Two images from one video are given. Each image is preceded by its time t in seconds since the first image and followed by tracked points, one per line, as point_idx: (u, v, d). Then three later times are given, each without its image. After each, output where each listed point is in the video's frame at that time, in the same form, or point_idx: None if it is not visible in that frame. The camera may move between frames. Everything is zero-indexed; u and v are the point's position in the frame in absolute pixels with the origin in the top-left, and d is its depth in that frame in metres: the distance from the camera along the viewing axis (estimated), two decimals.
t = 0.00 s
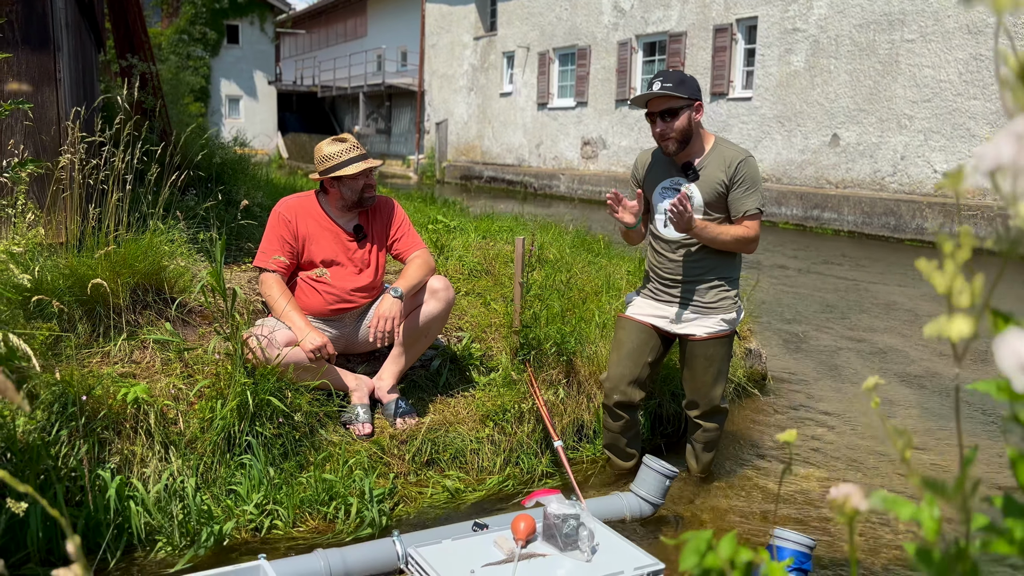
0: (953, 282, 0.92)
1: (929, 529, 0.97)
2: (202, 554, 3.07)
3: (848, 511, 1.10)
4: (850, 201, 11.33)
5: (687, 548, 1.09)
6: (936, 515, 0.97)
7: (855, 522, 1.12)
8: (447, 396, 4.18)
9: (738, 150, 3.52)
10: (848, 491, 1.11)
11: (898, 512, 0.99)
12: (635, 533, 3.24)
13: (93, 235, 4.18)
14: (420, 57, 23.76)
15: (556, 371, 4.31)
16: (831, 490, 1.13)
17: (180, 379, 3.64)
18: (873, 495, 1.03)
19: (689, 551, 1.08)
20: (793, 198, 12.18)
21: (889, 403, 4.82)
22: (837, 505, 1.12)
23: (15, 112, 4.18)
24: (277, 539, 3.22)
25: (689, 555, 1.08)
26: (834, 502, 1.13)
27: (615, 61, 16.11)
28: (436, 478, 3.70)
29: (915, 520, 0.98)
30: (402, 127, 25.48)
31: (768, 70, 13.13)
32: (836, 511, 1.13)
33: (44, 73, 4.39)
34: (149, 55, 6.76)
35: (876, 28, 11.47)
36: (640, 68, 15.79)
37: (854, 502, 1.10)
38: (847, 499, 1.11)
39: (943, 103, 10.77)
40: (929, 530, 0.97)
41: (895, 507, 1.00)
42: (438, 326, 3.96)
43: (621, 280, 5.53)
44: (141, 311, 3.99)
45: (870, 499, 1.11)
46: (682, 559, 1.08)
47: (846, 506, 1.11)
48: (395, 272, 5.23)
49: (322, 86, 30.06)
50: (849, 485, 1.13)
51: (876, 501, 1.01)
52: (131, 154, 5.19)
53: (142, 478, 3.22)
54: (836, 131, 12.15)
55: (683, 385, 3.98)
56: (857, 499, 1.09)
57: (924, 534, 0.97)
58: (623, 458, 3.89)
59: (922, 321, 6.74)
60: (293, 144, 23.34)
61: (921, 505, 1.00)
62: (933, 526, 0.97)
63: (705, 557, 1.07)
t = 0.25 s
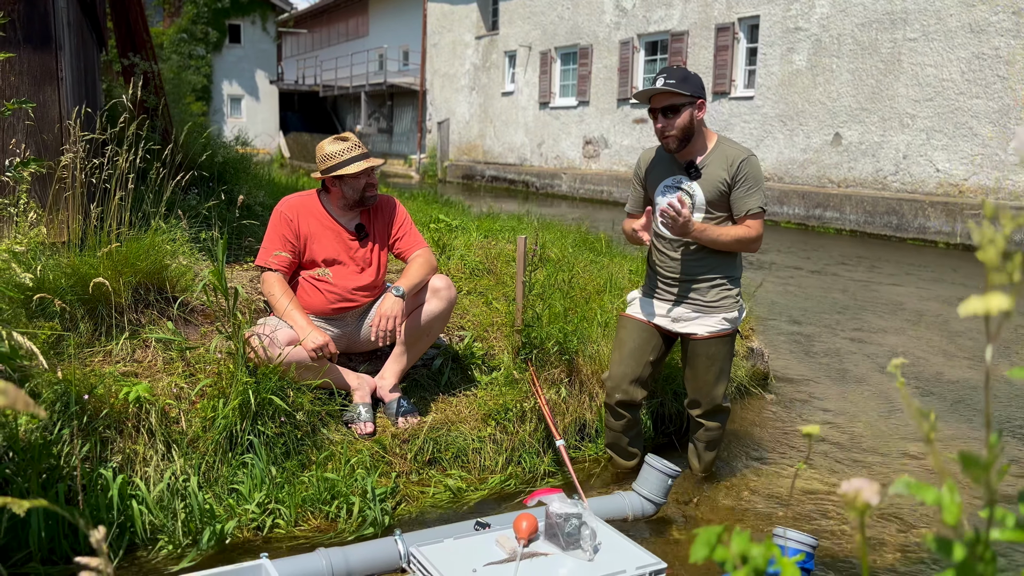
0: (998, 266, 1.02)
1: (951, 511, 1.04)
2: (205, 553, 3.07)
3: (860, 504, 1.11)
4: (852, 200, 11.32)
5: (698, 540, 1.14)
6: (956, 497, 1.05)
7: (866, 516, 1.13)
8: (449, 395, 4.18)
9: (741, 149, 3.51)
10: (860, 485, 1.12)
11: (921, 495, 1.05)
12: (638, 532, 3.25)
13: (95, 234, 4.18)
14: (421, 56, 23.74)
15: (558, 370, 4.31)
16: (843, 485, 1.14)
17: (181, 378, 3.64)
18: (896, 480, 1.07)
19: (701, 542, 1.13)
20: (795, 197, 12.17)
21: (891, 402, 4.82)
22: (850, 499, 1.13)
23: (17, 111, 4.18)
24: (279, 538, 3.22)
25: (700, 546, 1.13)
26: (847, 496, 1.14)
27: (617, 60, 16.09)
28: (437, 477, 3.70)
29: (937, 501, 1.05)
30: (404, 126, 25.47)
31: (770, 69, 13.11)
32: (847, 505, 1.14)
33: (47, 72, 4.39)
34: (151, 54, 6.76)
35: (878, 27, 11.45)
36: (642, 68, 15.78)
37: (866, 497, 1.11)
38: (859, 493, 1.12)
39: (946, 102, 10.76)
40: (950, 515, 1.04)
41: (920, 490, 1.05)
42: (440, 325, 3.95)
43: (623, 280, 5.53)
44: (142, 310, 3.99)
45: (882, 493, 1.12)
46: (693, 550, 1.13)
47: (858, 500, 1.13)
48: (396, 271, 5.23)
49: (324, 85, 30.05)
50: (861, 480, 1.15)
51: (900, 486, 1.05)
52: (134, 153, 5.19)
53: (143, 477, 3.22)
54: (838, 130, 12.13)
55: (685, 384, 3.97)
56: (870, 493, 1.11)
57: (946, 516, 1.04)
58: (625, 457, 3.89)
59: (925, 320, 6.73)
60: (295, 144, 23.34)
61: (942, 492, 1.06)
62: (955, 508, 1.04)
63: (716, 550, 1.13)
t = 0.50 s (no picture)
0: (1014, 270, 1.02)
1: (961, 513, 1.03)
2: (206, 553, 3.06)
3: (868, 501, 1.10)
4: (854, 200, 11.32)
5: (706, 536, 1.13)
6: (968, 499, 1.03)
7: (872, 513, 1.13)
8: (451, 394, 4.17)
9: (743, 148, 3.51)
10: (867, 481, 1.12)
11: (931, 495, 1.02)
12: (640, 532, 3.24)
13: (97, 233, 4.18)
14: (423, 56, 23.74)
15: (560, 370, 4.30)
16: (850, 481, 1.14)
17: (183, 377, 3.64)
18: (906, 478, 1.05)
19: (709, 538, 1.13)
20: (797, 197, 12.18)
21: (893, 401, 4.81)
22: (858, 495, 1.12)
23: (19, 110, 4.19)
24: (281, 538, 3.22)
25: (708, 542, 1.12)
26: (854, 492, 1.13)
27: (618, 60, 16.08)
28: (439, 477, 3.70)
29: (947, 501, 1.03)
30: (406, 126, 25.48)
31: (771, 68, 13.10)
32: (854, 501, 1.13)
33: (49, 72, 4.40)
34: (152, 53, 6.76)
35: (880, 26, 11.45)
36: (643, 67, 15.77)
37: (874, 493, 1.10)
38: (867, 490, 1.12)
39: (948, 101, 10.74)
40: (961, 516, 1.03)
41: (929, 490, 1.03)
42: (442, 324, 3.95)
43: (625, 279, 5.53)
44: (144, 309, 3.99)
45: (889, 490, 1.12)
46: (702, 545, 1.12)
47: (865, 497, 1.12)
48: (398, 270, 5.23)
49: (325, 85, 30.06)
50: (868, 476, 1.14)
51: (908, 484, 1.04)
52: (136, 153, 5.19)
53: (145, 476, 3.22)
54: (840, 129, 12.13)
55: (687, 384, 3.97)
56: (878, 489, 1.10)
57: (956, 518, 1.03)
58: (627, 457, 3.89)
59: (927, 319, 6.73)
60: (297, 143, 23.35)
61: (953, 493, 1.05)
62: (965, 510, 1.03)
63: (724, 545, 1.12)
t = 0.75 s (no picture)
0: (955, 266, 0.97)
1: (939, 518, 0.99)
2: (207, 552, 3.06)
3: (860, 507, 1.10)
4: (855, 200, 11.32)
5: (699, 543, 1.13)
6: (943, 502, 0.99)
7: (867, 517, 1.12)
8: (452, 394, 4.18)
9: (744, 148, 3.51)
10: (859, 487, 1.10)
11: (906, 500, 1.00)
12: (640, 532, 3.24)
13: (98, 233, 4.19)
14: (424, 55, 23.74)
15: (562, 370, 4.30)
16: (842, 488, 1.13)
17: (185, 377, 3.64)
18: (881, 485, 1.02)
19: (701, 546, 1.12)
20: (798, 197, 12.19)
21: (894, 402, 4.81)
22: (851, 501, 1.12)
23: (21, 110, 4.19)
24: (282, 538, 3.22)
25: (700, 549, 1.12)
26: (848, 498, 1.13)
27: (619, 59, 16.08)
28: (440, 477, 3.70)
29: (924, 507, 1.00)
30: (407, 126, 25.48)
31: (773, 68, 13.10)
32: (849, 507, 1.13)
33: (50, 72, 4.40)
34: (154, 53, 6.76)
35: (882, 26, 11.43)
36: (645, 67, 15.77)
37: (865, 499, 1.09)
38: (859, 496, 1.10)
39: (949, 101, 10.72)
40: (938, 521, 0.99)
41: (904, 495, 1.00)
42: (443, 324, 3.95)
43: (626, 279, 5.53)
44: (146, 309, 3.99)
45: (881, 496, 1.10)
46: (693, 552, 1.12)
47: (859, 503, 1.11)
48: (399, 270, 5.23)
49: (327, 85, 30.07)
50: (861, 482, 1.13)
51: (885, 490, 1.01)
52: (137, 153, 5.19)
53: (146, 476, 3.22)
54: (841, 129, 12.12)
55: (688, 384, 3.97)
56: (869, 495, 1.09)
57: (932, 523, 0.99)
58: (628, 457, 3.89)
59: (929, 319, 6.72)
60: (298, 143, 23.35)
61: (927, 494, 1.01)
62: (941, 515, 0.99)
63: (716, 553, 1.12)
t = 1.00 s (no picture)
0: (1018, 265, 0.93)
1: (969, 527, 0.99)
2: (208, 552, 3.06)
3: (864, 511, 1.09)
4: (856, 200, 11.32)
5: (698, 547, 1.10)
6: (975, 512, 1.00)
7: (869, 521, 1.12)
8: (453, 393, 4.18)
9: (744, 148, 3.51)
10: (862, 491, 1.10)
11: (938, 508, 1.01)
12: (641, 533, 3.24)
13: (99, 233, 4.19)
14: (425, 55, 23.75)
15: (563, 370, 4.30)
16: (845, 490, 1.13)
17: (186, 376, 3.64)
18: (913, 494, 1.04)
19: (701, 550, 1.09)
20: (799, 197, 12.23)
21: (895, 403, 4.80)
22: (853, 505, 1.11)
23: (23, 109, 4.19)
24: (284, 537, 3.22)
25: (700, 553, 1.09)
26: (850, 502, 1.12)
27: (620, 59, 16.08)
28: (441, 477, 3.70)
29: (953, 516, 1.00)
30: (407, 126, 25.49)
31: (774, 68, 13.10)
32: (851, 509, 1.13)
33: (52, 71, 4.40)
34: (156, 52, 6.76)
35: (883, 26, 11.43)
36: (645, 67, 15.77)
37: (870, 503, 1.09)
38: (863, 500, 1.10)
39: (950, 101, 10.72)
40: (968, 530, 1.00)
41: (936, 504, 1.01)
42: (444, 324, 3.95)
43: (627, 279, 5.53)
44: (147, 308, 3.99)
45: (885, 499, 1.10)
46: (693, 557, 1.09)
47: (861, 506, 1.11)
48: (400, 270, 5.23)
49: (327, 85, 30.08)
50: (863, 484, 1.13)
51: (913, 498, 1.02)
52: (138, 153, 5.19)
53: (148, 475, 3.22)
54: (842, 129, 12.12)
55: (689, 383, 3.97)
56: (873, 500, 1.09)
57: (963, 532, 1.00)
58: (629, 457, 3.89)
59: (929, 320, 6.72)
60: (299, 143, 23.37)
61: (961, 503, 1.02)
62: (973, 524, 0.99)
63: (717, 556, 1.08)
